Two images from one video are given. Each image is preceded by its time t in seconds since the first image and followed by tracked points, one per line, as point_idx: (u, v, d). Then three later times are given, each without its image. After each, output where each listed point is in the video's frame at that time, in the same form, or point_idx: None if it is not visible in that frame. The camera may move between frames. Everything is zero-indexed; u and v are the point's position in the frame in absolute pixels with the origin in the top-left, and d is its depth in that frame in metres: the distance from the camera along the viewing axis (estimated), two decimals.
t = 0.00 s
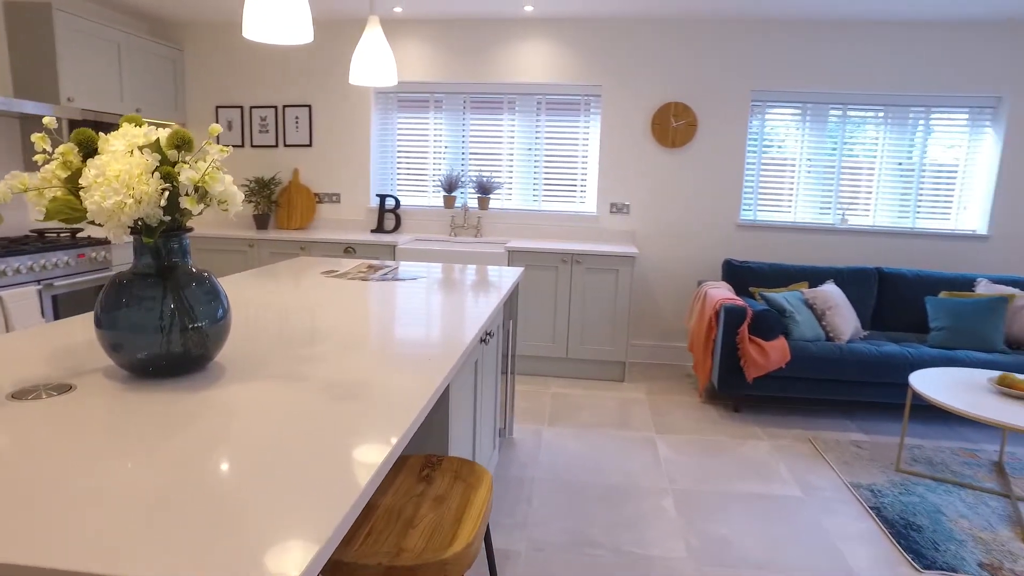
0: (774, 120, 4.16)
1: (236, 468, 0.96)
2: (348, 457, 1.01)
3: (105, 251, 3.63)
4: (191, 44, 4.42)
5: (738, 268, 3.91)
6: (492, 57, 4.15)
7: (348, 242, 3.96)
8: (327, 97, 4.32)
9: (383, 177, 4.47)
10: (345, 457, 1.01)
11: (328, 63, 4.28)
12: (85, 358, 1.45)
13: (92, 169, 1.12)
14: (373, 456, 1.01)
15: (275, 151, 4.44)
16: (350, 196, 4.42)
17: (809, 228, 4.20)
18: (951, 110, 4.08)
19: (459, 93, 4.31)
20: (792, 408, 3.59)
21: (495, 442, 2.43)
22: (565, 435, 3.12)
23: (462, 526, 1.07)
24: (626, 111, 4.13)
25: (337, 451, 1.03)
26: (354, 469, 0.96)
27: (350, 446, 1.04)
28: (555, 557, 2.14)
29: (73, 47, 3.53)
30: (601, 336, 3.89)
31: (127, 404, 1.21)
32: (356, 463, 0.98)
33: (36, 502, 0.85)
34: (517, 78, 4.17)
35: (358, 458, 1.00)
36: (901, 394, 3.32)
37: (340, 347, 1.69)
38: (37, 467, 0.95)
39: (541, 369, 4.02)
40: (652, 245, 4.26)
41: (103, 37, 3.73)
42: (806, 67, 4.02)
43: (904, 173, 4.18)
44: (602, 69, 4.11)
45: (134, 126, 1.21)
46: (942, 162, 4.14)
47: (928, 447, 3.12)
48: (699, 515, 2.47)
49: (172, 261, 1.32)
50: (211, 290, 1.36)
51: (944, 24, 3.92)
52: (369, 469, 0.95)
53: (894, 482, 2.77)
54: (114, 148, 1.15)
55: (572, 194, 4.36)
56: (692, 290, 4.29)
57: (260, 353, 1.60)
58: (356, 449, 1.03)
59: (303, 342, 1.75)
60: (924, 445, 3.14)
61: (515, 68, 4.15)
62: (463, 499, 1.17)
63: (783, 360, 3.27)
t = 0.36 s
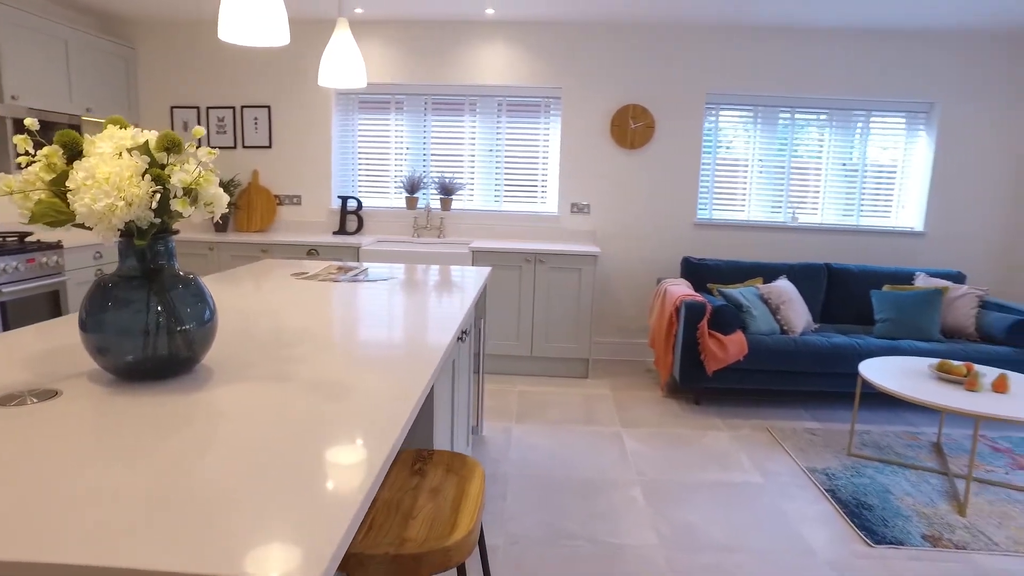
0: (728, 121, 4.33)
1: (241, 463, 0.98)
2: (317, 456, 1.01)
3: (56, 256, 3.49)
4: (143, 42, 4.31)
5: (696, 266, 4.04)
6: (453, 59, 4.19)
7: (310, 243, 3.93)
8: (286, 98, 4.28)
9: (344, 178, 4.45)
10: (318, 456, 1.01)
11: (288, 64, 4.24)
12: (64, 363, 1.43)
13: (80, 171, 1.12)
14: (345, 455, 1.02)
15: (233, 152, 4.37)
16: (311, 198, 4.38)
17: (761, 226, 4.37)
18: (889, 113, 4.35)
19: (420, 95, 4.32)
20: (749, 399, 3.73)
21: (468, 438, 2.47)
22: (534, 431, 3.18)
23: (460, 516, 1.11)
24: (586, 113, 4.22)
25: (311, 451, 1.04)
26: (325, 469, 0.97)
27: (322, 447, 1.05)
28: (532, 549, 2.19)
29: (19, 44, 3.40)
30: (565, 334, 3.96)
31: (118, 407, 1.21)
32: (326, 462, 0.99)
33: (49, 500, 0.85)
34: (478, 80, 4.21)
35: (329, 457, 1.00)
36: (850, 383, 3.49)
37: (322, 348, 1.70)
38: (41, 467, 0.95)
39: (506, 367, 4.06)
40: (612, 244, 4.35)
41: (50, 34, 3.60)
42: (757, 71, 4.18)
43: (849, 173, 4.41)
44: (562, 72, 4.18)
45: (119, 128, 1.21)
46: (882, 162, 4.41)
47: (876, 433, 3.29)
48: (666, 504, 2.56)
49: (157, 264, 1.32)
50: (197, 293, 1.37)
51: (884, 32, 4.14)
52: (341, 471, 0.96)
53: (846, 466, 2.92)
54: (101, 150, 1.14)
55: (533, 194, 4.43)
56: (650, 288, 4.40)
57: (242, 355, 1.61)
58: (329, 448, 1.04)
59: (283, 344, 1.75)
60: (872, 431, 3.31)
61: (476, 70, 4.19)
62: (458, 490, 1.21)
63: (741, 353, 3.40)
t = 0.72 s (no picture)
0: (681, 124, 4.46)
1: (241, 465, 0.98)
2: (286, 461, 1.00)
3: None
4: (87, 40, 4.16)
5: (652, 265, 4.15)
6: (411, 61, 4.19)
7: (268, 248, 3.87)
8: (241, 99, 4.20)
9: (301, 181, 4.40)
10: (286, 460, 1.00)
11: (242, 65, 4.17)
12: (39, 375, 1.40)
13: (62, 179, 1.10)
14: (314, 459, 1.01)
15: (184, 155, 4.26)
16: (267, 201, 4.31)
17: (713, 226, 4.51)
18: (830, 117, 4.57)
19: (378, 97, 4.31)
20: (705, 394, 3.86)
21: (439, 439, 2.49)
22: (499, 431, 3.22)
23: (456, 513, 1.14)
24: (543, 116, 4.28)
25: (279, 455, 1.02)
26: (293, 475, 0.95)
27: (290, 451, 1.04)
28: (507, 546, 2.23)
29: None
30: (527, 334, 4.02)
31: (104, 416, 1.19)
32: (293, 468, 0.98)
33: (56, 509, 0.85)
34: (436, 83, 4.22)
35: (297, 462, 0.99)
36: (800, 375, 3.66)
37: (301, 353, 1.71)
38: (39, 478, 0.94)
39: (469, 368, 4.09)
40: (570, 245, 4.43)
41: None
42: (707, 76, 4.33)
43: (794, 174, 4.61)
44: (519, 75, 4.24)
45: (99, 134, 1.20)
46: (824, 164, 4.63)
47: (825, 421, 3.45)
48: (633, 496, 2.64)
49: (139, 272, 1.30)
50: (179, 301, 1.35)
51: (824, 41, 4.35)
52: (309, 476, 0.95)
53: (800, 454, 3.06)
54: (83, 157, 1.13)
55: (491, 196, 4.47)
56: (607, 287, 4.50)
57: (221, 361, 1.60)
58: (298, 453, 1.03)
59: (260, 350, 1.74)
60: (821, 420, 3.47)
61: (434, 73, 4.21)
62: (450, 487, 1.24)
63: (698, 349, 3.52)
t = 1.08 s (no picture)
0: (628, 125, 4.59)
1: (237, 462, 1.00)
2: (249, 467, 0.98)
3: None
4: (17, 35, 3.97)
5: (604, 263, 4.26)
6: (362, 63, 4.17)
7: (218, 251, 3.79)
8: (185, 99, 4.09)
9: (250, 183, 4.32)
10: (248, 467, 0.98)
11: (186, 64, 4.06)
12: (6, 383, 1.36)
13: (38, 180, 1.08)
14: (277, 464, 1.00)
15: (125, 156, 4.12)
16: (215, 203, 4.21)
17: (660, 224, 4.66)
18: (768, 119, 4.78)
19: (328, 98, 4.27)
20: (656, 386, 3.99)
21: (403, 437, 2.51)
22: (461, 428, 3.25)
23: (447, 500, 1.19)
24: (494, 117, 4.34)
25: (241, 461, 1.00)
26: (256, 480, 0.94)
27: (254, 456, 1.02)
28: (476, 539, 2.27)
29: None
30: (483, 333, 4.06)
31: (84, 422, 1.18)
32: (256, 474, 0.96)
33: (59, 510, 0.85)
34: (387, 83, 4.22)
35: (260, 468, 0.98)
36: (746, 365, 3.83)
37: (273, 354, 1.71)
38: (32, 482, 0.93)
39: (425, 368, 4.10)
40: (523, 244, 4.50)
41: None
42: (652, 79, 4.47)
43: (735, 173, 4.80)
44: (470, 77, 4.28)
45: (73, 135, 1.18)
46: (763, 163, 4.84)
47: (770, 408, 3.63)
48: (595, 486, 2.72)
49: (115, 275, 1.29)
50: (156, 304, 1.34)
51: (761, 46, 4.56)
52: (272, 481, 0.94)
53: (749, 440, 3.20)
54: (59, 159, 1.11)
55: (443, 197, 4.49)
56: (560, 285, 4.59)
57: (194, 364, 1.59)
58: (261, 458, 1.01)
59: (231, 352, 1.74)
60: (767, 407, 3.64)
61: (385, 74, 4.20)
62: (437, 477, 1.28)
63: (651, 343, 3.64)
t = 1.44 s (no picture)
0: (565, 127, 4.71)
1: (199, 462, 1.01)
2: (199, 471, 0.98)
3: None
4: None
5: (544, 261, 4.36)
6: (300, 63, 4.14)
7: (153, 255, 3.68)
8: (114, 98, 3.96)
9: (184, 185, 4.21)
10: (198, 471, 0.98)
11: (115, 62, 3.93)
12: None
13: None
14: (227, 468, 0.99)
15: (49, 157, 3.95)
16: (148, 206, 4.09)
17: (597, 223, 4.81)
18: (697, 120, 5.00)
19: (265, 98, 4.22)
20: (598, 379, 4.12)
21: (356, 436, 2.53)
22: (410, 426, 3.28)
23: (418, 485, 1.25)
24: (435, 119, 4.38)
25: (191, 466, 0.99)
26: (205, 485, 0.93)
27: (204, 460, 1.01)
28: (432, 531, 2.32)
29: None
30: (428, 332, 4.10)
31: (46, 426, 1.18)
32: (205, 477, 0.96)
33: (35, 509, 0.85)
34: (326, 84, 4.19)
35: (210, 473, 0.97)
36: (682, 356, 4.01)
37: (227, 355, 1.71)
38: (5, 483, 0.93)
39: (371, 369, 4.10)
40: (465, 244, 4.56)
41: None
42: (587, 82, 4.61)
43: (668, 172, 5.00)
44: (409, 79, 4.30)
45: (27, 136, 1.17)
46: (693, 163, 5.05)
47: (706, 396, 3.81)
48: (544, 476, 2.81)
49: (73, 278, 1.28)
50: (116, 306, 1.34)
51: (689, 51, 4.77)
52: (222, 485, 0.93)
53: (688, 427, 3.36)
54: (16, 160, 1.10)
55: (384, 197, 4.50)
56: (502, 283, 4.67)
57: (148, 367, 1.58)
58: (212, 462, 1.01)
59: (184, 354, 1.73)
60: (703, 395, 3.82)
61: (323, 75, 4.18)
62: (405, 465, 1.34)
63: (592, 338, 3.76)
